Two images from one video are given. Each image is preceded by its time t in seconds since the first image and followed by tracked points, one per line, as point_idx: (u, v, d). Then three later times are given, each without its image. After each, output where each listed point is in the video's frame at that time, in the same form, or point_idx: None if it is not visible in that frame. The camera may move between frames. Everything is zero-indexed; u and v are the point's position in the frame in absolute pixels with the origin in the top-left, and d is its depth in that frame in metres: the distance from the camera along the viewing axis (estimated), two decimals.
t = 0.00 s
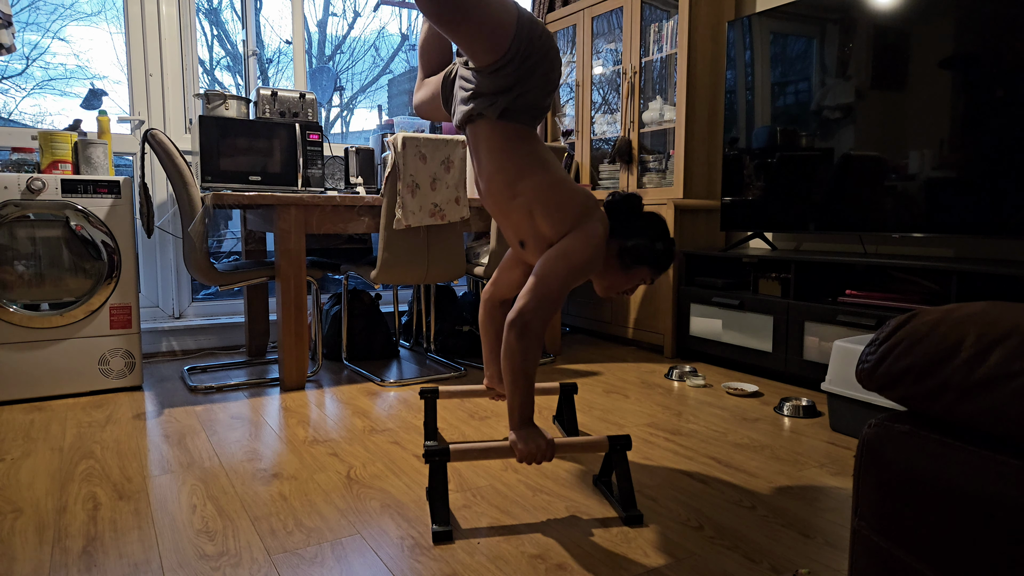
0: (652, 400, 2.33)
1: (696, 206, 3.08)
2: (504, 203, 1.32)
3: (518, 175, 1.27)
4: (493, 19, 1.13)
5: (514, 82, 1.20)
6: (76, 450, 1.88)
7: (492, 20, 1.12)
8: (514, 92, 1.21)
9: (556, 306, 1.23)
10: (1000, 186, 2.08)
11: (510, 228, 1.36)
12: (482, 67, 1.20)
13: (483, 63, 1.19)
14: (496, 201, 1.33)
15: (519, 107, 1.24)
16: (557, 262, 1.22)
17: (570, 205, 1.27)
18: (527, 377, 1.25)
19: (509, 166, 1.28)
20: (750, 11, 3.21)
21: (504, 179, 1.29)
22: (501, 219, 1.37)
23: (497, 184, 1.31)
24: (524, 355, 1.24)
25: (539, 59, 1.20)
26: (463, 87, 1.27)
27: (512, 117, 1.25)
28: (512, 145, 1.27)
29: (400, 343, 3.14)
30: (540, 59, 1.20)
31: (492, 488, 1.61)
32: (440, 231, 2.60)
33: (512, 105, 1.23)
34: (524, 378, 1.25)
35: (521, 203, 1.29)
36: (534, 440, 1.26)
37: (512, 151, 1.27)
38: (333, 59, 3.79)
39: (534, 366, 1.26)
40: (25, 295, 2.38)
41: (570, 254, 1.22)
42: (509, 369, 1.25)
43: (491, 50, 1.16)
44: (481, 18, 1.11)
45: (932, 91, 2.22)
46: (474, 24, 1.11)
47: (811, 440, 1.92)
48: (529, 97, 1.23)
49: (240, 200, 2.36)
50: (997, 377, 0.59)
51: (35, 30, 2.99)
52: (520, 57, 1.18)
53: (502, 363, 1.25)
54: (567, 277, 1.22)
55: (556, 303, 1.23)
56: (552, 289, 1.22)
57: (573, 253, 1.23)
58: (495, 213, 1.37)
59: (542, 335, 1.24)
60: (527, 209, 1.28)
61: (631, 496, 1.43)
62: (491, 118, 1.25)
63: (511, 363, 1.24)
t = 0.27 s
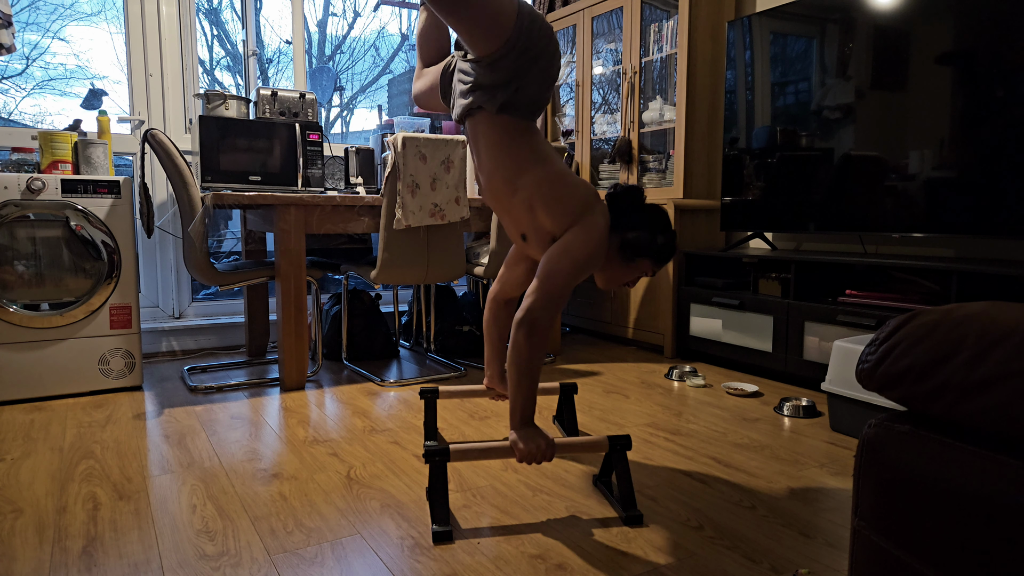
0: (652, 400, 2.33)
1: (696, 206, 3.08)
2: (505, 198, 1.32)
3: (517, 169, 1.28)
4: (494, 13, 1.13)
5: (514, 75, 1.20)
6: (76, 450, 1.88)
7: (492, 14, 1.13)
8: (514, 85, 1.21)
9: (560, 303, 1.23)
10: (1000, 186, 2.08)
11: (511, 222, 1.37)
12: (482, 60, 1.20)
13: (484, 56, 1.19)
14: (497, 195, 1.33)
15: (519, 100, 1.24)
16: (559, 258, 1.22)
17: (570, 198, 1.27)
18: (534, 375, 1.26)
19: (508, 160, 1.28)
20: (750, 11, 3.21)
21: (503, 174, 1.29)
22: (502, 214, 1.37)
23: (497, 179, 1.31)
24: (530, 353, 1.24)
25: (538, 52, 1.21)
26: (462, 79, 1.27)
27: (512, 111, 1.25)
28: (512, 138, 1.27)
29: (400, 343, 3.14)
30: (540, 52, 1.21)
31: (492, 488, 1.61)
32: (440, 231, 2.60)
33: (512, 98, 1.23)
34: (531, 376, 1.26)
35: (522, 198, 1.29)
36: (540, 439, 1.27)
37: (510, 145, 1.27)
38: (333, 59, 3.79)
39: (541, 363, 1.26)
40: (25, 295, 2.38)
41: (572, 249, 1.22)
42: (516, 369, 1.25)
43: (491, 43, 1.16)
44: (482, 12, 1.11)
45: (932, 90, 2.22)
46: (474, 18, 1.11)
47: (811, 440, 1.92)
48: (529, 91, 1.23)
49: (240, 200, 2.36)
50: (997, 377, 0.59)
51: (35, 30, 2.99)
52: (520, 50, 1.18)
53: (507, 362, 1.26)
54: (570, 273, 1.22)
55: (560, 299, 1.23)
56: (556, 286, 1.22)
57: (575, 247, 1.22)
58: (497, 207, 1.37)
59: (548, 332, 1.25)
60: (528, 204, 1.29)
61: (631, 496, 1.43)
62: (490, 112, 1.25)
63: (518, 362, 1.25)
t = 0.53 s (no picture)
0: (653, 401, 2.33)
1: (696, 206, 3.08)
2: (506, 189, 1.32)
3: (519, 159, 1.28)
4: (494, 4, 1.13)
5: (514, 65, 1.21)
6: (76, 450, 1.88)
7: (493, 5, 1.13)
8: (514, 74, 1.21)
9: (566, 299, 1.24)
10: (1000, 186, 2.08)
11: (513, 213, 1.36)
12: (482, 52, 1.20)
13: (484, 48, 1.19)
14: (499, 186, 1.33)
15: (519, 89, 1.24)
16: (565, 253, 1.22)
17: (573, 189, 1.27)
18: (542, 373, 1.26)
19: (510, 150, 1.28)
20: (750, 11, 3.21)
21: (505, 165, 1.29)
22: (504, 205, 1.37)
23: (499, 171, 1.31)
24: (538, 352, 1.25)
25: (539, 42, 1.21)
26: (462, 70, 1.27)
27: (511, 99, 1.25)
28: (512, 128, 1.27)
29: (400, 342, 3.14)
30: (540, 42, 1.21)
31: (492, 488, 1.61)
32: (440, 230, 2.60)
33: (512, 88, 1.23)
34: (539, 375, 1.26)
35: (525, 190, 1.28)
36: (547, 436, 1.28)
37: (511, 134, 1.27)
38: (333, 59, 3.79)
39: (549, 361, 1.27)
40: (25, 295, 2.38)
41: (578, 243, 1.22)
42: (523, 368, 1.26)
43: (491, 34, 1.16)
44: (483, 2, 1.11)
45: (932, 90, 2.22)
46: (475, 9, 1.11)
47: (811, 440, 1.92)
48: (529, 81, 1.23)
49: (239, 200, 2.36)
50: (997, 377, 0.59)
51: (35, 30, 2.99)
52: (520, 41, 1.18)
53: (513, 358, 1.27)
54: (576, 268, 1.23)
55: (567, 295, 1.24)
56: (563, 281, 1.22)
57: (580, 241, 1.22)
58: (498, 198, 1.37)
59: (556, 330, 1.25)
60: (531, 196, 1.28)
61: (631, 496, 1.43)
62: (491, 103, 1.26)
63: (526, 362, 1.25)
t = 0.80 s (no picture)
0: (653, 400, 2.33)
1: (696, 206, 3.08)
2: (507, 208, 1.30)
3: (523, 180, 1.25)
4: (493, 39, 1.06)
5: (520, 94, 1.15)
6: (76, 450, 1.88)
7: (492, 42, 1.06)
8: (521, 102, 1.16)
9: (559, 307, 1.23)
10: (1000, 186, 2.08)
11: (512, 230, 1.35)
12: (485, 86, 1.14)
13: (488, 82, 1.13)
14: (499, 204, 1.31)
15: (527, 114, 1.19)
16: (561, 264, 1.22)
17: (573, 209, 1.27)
18: (528, 376, 1.25)
19: (514, 172, 1.25)
20: (750, 11, 3.21)
21: (508, 185, 1.26)
22: (503, 223, 1.35)
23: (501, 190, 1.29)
24: (526, 354, 1.24)
25: (542, 66, 1.15)
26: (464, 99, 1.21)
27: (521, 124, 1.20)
28: (518, 153, 1.24)
29: (400, 343, 3.14)
30: (544, 65, 1.15)
31: (492, 488, 1.61)
32: (440, 231, 2.59)
33: (518, 116, 1.18)
34: (525, 376, 1.25)
35: (525, 207, 1.27)
36: (535, 439, 1.27)
37: (515, 156, 1.24)
38: (333, 59, 3.79)
39: (535, 363, 1.26)
40: (25, 295, 2.38)
41: (575, 255, 1.23)
42: (510, 367, 1.25)
43: (494, 69, 1.10)
44: (483, 42, 1.04)
45: (932, 90, 2.22)
46: (477, 50, 1.04)
47: (811, 440, 1.92)
48: (534, 106, 1.19)
49: (240, 200, 2.35)
50: (997, 377, 0.59)
51: (35, 30, 2.99)
52: (525, 70, 1.13)
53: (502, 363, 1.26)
54: (570, 279, 1.22)
55: (559, 304, 1.23)
56: (557, 291, 1.22)
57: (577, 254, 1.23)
58: (497, 215, 1.36)
59: (544, 335, 1.24)
60: (531, 212, 1.28)
61: (631, 496, 1.43)
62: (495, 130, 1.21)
63: (512, 362, 1.24)
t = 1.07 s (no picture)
0: (652, 400, 2.33)
1: (696, 206, 3.08)
2: (513, 234, 1.29)
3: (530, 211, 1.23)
4: (490, 91, 1.01)
5: (526, 134, 1.10)
6: (76, 450, 1.88)
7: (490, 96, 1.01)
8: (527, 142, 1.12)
9: (558, 320, 1.23)
10: (1000, 187, 2.08)
11: (518, 256, 1.34)
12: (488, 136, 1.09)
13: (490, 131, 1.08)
14: (504, 230, 1.30)
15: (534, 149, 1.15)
16: (561, 284, 1.21)
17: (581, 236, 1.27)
18: (523, 380, 1.26)
19: (519, 202, 1.23)
20: (750, 11, 3.21)
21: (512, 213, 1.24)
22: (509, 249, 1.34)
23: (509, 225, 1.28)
24: (521, 358, 1.23)
25: (546, 102, 1.08)
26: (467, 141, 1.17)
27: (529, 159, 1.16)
28: (525, 187, 1.21)
29: (400, 343, 3.14)
30: (548, 100, 1.08)
31: (492, 488, 1.61)
32: (440, 231, 2.59)
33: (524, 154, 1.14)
34: (520, 378, 1.25)
35: (530, 232, 1.26)
36: (531, 441, 1.27)
37: (520, 189, 1.21)
38: (333, 59, 3.79)
39: (531, 369, 1.26)
40: (25, 294, 2.38)
41: (577, 277, 1.21)
42: (506, 369, 1.25)
43: (496, 119, 1.05)
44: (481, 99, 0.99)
45: (932, 91, 2.22)
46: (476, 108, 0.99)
47: (811, 440, 1.92)
48: (541, 140, 1.14)
49: (240, 200, 2.35)
50: (997, 377, 0.59)
51: (35, 30, 2.99)
52: (529, 113, 1.07)
53: (498, 365, 1.26)
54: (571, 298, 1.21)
55: (558, 319, 1.23)
56: (556, 308, 1.21)
57: (580, 275, 1.21)
58: (504, 242, 1.34)
59: (540, 344, 1.24)
60: (535, 238, 1.26)
61: (631, 496, 1.43)
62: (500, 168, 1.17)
63: (507, 366, 1.24)
